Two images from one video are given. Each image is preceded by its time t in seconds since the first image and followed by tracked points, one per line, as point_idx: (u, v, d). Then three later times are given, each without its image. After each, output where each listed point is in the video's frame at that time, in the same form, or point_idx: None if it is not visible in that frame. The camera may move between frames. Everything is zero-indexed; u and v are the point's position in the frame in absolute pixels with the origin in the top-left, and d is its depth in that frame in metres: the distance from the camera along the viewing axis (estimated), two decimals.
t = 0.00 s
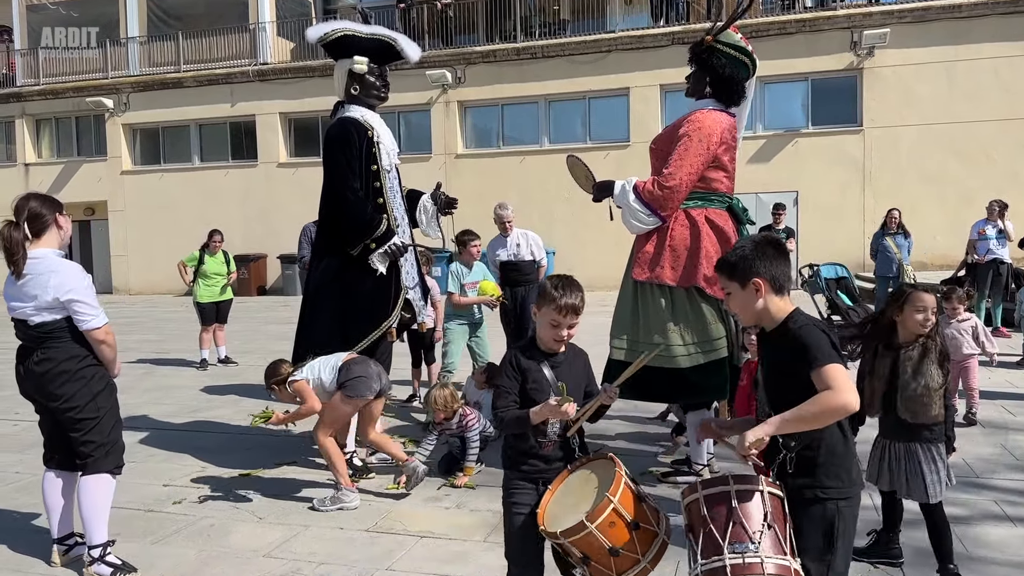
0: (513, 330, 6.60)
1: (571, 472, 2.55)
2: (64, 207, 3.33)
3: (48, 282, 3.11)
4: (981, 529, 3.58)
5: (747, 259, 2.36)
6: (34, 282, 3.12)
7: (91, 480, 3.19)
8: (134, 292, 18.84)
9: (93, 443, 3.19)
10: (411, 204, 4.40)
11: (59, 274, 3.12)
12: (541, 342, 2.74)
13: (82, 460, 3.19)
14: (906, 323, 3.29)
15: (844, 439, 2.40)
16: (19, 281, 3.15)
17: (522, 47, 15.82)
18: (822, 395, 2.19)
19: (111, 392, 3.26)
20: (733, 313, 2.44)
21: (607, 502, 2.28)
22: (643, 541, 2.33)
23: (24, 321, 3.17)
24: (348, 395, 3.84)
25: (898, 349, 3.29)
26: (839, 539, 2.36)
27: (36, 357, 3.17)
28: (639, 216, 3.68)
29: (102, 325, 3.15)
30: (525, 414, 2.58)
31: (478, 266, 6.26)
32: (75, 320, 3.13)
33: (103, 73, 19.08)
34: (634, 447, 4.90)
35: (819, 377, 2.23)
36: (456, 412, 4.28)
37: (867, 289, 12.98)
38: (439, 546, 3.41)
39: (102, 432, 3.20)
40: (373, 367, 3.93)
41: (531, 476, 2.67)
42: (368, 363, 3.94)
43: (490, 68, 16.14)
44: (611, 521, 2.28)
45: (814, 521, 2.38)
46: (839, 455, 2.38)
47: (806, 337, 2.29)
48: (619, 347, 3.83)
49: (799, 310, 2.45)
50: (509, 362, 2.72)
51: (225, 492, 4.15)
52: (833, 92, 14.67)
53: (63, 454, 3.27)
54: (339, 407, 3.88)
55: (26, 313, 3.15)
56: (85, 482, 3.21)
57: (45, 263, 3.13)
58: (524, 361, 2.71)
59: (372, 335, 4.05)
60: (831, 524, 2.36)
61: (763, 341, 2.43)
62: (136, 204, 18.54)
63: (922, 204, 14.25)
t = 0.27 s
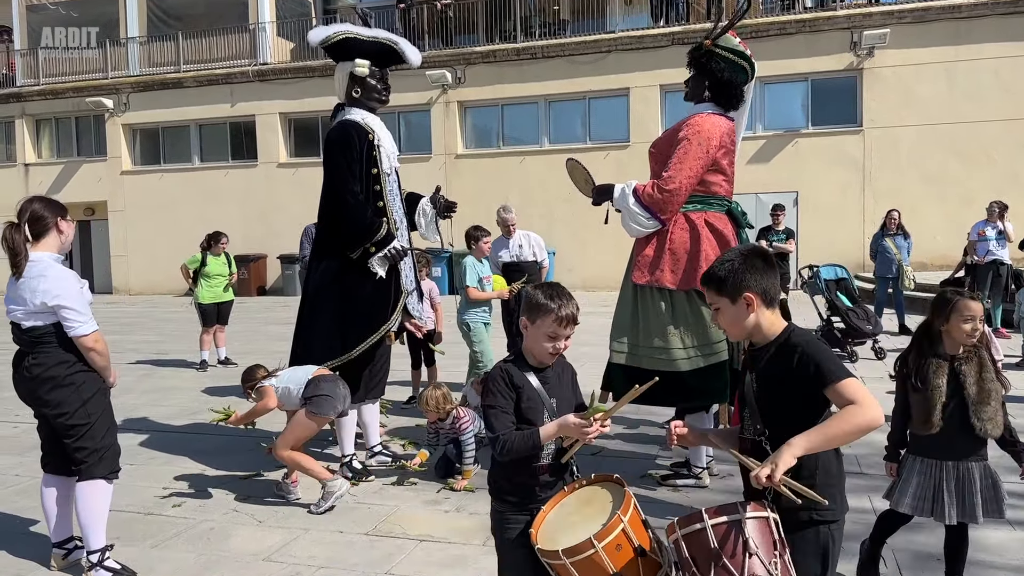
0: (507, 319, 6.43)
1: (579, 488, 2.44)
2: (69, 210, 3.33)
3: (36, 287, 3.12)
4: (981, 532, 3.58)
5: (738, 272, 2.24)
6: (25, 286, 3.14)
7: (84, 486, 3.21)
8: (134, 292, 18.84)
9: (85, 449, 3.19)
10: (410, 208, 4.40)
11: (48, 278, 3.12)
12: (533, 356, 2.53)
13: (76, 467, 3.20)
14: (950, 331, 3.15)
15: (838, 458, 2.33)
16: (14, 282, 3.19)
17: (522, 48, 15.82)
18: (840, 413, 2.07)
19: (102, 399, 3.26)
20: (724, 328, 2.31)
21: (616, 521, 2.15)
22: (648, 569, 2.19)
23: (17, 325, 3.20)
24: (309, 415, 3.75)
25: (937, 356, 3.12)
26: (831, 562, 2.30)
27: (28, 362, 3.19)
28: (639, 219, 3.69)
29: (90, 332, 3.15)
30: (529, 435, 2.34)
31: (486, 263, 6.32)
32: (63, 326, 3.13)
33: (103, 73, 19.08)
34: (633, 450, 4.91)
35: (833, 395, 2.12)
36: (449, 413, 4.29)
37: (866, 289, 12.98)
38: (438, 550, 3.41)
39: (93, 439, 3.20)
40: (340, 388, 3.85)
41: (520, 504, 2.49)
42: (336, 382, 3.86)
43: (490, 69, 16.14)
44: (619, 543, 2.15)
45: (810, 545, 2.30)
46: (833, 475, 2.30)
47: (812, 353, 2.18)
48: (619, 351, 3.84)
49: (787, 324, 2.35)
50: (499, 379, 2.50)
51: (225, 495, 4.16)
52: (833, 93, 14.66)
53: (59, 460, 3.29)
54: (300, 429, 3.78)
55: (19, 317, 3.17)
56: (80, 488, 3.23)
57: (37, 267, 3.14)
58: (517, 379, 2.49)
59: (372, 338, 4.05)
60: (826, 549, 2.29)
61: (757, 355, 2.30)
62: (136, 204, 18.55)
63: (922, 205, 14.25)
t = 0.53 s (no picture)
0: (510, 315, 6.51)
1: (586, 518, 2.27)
2: (74, 215, 3.35)
3: (29, 288, 3.13)
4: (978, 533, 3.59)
5: (724, 284, 2.18)
6: (19, 287, 3.15)
7: (77, 489, 3.20)
8: (132, 293, 18.82)
9: (79, 453, 3.19)
10: (408, 210, 4.40)
11: (41, 279, 3.13)
12: (536, 371, 2.43)
13: (71, 470, 3.20)
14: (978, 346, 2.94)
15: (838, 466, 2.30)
16: (9, 282, 3.21)
17: (521, 48, 15.82)
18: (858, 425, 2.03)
19: (96, 401, 3.26)
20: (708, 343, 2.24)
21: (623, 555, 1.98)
22: None
23: (12, 327, 3.20)
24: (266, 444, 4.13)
25: (968, 373, 2.92)
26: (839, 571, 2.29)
27: (23, 363, 3.20)
28: (636, 220, 3.70)
29: (82, 332, 3.15)
30: (541, 458, 2.25)
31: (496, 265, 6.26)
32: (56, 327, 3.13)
33: (101, 73, 19.06)
34: (631, 451, 4.91)
35: (845, 403, 2.08)
36: (446, 409, 4.48)
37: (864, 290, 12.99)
38: (436, 552, 3.41)
39: (87, 442, 3.20)
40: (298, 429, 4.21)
41: (526, 532, 2.40)
42: (296, 422, 4.21)
43: (488, 69, 16.14)
44: None
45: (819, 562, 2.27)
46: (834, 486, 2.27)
47: (815, 359, 2.15)
48: (617, 352, 3.84)
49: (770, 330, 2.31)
50: (503, 397, 2.38)
51: (222, 496, 4.17)
52: (830, 93, 14.68)
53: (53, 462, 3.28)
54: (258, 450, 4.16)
55: (15, 318, 3.18)
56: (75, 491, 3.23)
57: (31, 267, 3.15)
58: (522, 397, 2.38)
59: (368, 340, 4.04)
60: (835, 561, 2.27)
61: (748, 366, 2.24)
62: (134, 204, 18.52)
63: (920, 205, 14.26)
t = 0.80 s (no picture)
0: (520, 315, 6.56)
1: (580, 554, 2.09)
2: (69, 217, 3.36)
3: (23, 287, 3.11)
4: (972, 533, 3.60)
5: (708, 286, 2.16)
6: (11, 286, 3.13)
7: (72, 490, 3.19)
8: (128, 294, 18.77)
9: (74, 453, 3.18)
10: (401, 210, 4.40)
11: (36, 278, 3.12)
12: (515, 397, 2.23)
13: (65, 471, 3.19)
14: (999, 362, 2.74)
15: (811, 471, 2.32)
16: (2, 282, 3.18)
17: (517, 49, 15.83)
18: (851, 432, 2.06)
19: (91, 401, 3.26)
20: (690, 350, 2.19)
21: None
22: None
23: (4, 325, 3.17)
24: (233, 459, 4.08)
25: (990, 389, 2.72)
26: None
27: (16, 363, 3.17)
28: (632, 219, 3.70)
29: (79, 331, 3.15)
30: (512, 503, 2.05)
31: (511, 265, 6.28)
32: (52, 325, 3.12)
33: (96, 74, 19.02)
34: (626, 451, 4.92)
35: (835, 407, 2.11)
36: (444, 394, 4.50)
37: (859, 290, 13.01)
38: (431, 552, 3.41)
39: (82, 442, 3.20)
40: (265, 449, 4.08)
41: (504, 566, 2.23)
42: (263, 443, 4.09)
43: (484, 70, 16.15)
44: None
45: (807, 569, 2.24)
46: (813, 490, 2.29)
47: (803, 363, 2.17)
48: (613, 350, 3.87)
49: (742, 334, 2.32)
50: (476, 429, 2.16)
51: (216, 497, 4.15)
52: (826, 95, 14.71)
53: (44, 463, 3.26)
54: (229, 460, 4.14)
55: (7, 317, 3.15)
56: (68, 491, 3.22)
57: (25, 266, 3.14)
58: (499, 429, 2.17)
59: (363, 340, 4.03)
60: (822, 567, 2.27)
61: (732, 372, 2.20)
62: (129, 205, 18.48)
63: (915, 206, 14.29)
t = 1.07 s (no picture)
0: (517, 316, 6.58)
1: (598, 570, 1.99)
2: (63, 219, 3.35)
3: (18, 288, 3.10)
4: (964, 533, 3.61)
5: (706, 292, 2.12)
6: (5, 287, 3.11)
7: (66, 492, 3.18)
8: (121, 295, 18.71)
9: (69, 455, 3.18)
10: (390, 211, 4.39)
11: (31, 279, 3.11)
12: (509, 408, 2.11)
13: (57, 473, 3.18)
14: None
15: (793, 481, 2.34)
16: None
17: (511, 51, 15.85)
18: (839, 436, 2.17)
19: (85, 403, 3.26)
20: (688, 357, 2.15)
21: None
22: None
23: None
24: (222, 460, 4.05)
25: None
26: None
27: (10, 364, 3.15)
28: (628, 221, 3.71)
29: (74, 332, 3.15)
30: (504, 537, 1.91)
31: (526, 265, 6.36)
32: (47, 326, 3.12)
33: (90, 75, 18.95)
34: (620, 453, 4.93)
35: (829, 411, 2.19)
36: (434, 372, 4.60)
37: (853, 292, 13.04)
38: (425, 554, 3.40)
39: (77, 444, 3.19)
40: (254, 451, 4.06)
41: None
42: (253, 445, 4.07)
43: (479, 71, 16.15)
44: None
45: None
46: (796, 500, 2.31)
47: (797, 368, 2.22)
48: (608, 351, 3.89)
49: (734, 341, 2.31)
50: (467, 446, 2.03)
51: (210, 499, 4.14)
52: (819, 97, 14.77)
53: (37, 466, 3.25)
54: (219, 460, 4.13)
55: None
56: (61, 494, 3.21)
57: (20, 266, 3.13)
58: (492, 444, 2.05)
59: (359, 342, 4.03)
60: None
61: (732, 378, 2.18)
62: (123, 206, 18.43)
63: (909, 207, 14.34)
